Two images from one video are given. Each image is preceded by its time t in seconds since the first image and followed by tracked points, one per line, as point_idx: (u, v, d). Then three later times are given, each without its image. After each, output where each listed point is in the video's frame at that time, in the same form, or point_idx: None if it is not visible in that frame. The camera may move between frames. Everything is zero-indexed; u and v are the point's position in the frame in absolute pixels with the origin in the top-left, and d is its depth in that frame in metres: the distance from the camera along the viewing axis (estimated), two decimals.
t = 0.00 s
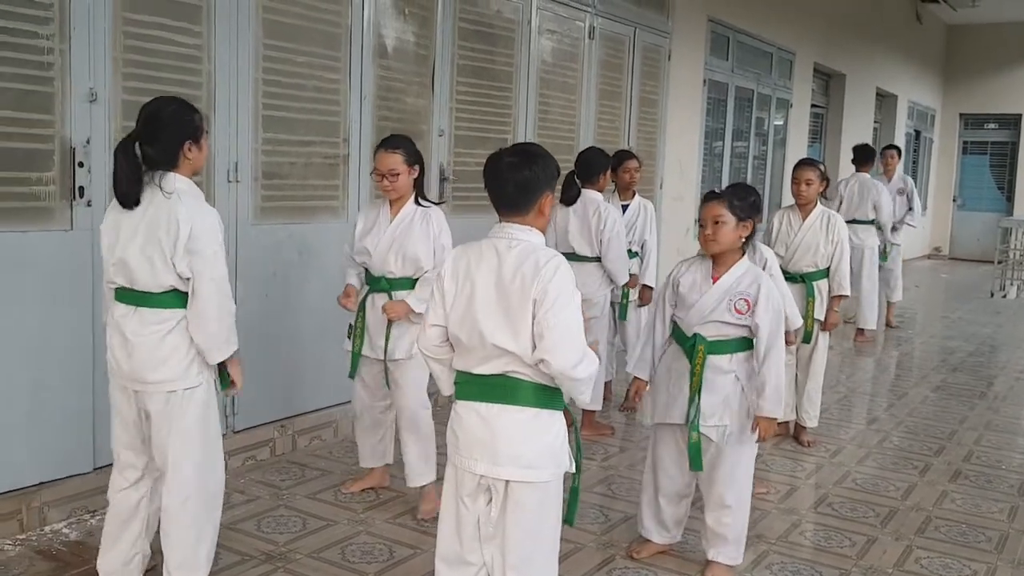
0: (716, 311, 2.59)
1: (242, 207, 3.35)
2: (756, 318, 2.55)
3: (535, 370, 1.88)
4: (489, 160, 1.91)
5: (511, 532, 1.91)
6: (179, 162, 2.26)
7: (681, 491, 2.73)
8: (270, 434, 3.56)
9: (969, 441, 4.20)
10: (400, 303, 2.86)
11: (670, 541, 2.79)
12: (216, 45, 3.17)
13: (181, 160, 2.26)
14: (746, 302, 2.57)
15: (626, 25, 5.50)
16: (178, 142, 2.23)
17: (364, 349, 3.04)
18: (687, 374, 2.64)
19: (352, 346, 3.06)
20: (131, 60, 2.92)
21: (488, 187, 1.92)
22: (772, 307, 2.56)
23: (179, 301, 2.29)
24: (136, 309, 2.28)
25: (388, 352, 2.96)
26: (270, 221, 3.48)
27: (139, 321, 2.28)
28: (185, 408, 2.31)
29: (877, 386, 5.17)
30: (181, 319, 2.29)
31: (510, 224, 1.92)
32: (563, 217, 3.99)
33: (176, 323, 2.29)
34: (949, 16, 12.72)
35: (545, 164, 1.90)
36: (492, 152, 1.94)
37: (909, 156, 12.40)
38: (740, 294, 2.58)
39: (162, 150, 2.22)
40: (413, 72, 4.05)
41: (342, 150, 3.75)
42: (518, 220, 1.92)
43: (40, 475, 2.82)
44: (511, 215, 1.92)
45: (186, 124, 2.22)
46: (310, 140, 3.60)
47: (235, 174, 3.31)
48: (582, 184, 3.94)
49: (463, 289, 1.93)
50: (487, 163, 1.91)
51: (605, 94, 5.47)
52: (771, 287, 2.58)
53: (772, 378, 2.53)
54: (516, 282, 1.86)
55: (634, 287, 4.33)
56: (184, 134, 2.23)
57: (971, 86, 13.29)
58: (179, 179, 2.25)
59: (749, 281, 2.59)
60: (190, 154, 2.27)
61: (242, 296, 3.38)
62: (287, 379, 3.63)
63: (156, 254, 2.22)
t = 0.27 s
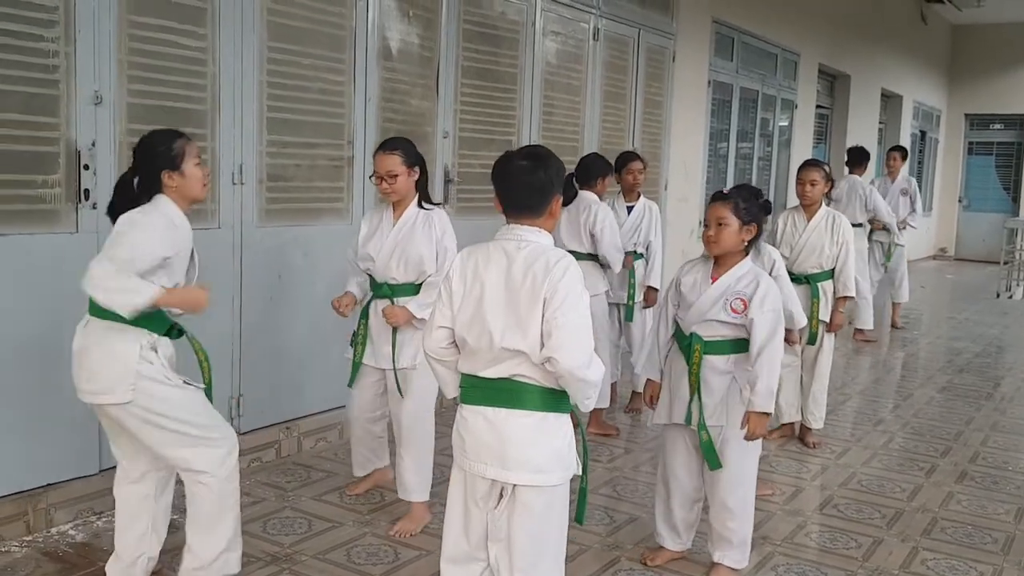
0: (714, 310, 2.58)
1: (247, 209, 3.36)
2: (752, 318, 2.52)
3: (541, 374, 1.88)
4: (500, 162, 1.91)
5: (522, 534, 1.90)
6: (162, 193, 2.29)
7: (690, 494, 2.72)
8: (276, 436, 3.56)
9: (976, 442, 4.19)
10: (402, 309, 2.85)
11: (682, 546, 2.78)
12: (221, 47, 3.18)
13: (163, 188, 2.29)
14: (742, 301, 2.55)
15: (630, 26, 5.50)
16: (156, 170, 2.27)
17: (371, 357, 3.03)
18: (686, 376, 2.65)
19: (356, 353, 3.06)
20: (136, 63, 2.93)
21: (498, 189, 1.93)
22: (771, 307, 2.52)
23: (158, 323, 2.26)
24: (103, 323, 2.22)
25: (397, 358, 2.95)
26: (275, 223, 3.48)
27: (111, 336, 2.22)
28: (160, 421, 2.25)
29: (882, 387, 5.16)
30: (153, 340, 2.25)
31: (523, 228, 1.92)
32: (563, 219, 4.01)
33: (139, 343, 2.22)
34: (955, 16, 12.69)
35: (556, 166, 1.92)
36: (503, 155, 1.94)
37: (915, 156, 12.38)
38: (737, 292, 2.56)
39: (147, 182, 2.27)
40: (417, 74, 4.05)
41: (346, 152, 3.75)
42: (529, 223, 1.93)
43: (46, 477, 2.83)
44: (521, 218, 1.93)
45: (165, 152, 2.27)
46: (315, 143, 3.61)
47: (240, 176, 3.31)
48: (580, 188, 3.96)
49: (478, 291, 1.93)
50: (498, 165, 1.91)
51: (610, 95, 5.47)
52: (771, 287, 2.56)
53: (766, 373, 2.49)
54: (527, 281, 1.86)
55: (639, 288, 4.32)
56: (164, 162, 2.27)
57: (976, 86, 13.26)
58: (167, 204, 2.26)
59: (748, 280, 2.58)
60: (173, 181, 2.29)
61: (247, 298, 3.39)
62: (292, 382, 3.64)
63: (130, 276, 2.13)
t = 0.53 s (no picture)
0: (706, 307, 2.57)
1: (249, 211, 3.36)
2: (743, 315, 2.52)
3: (538, 373, 1.88)
4: (506, 159, 1.91)
5: (521, 533, 1.90)
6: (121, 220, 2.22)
7: (692, 495, 2.72)
8: (280, 436, 3.56)
9: (980, 442, 4.18)
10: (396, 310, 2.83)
11: (686, 547, 2.78)
12: (223, 48, 3.18)
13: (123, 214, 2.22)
14: (735, 298, 2.55)
15: (633, 26, 5.50)
16: (116, 198, 2.20)
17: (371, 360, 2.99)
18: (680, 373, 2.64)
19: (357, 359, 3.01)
20: (139, 64, 2.93)
21: (505, 187, 1.93)
22: (761, 304, 2.52)
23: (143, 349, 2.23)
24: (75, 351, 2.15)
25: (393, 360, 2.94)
26: (278, 223, 3.48)
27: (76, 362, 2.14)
28: (94, 454, 2.10)
29: (886, 387, 5.15)
30: (133, 367, 2.19)
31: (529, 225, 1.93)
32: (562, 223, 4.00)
33: (120, 370, 2.16)
34: (958, 15, 12.66)
35: (562, 165, 1.95)
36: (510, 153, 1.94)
37: (918, 156, 12.36)
38: (730, 290, 2.55)
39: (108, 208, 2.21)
40: (420, 74, 4.05)
41: (349, 153, 3.76)
42: (535, 222, 1.94)
43: (50, 478, 2.83)
44: (527, 216, 1.93)
45: (123, 179, 2.19)
46: (318, 143, 3.61)
47: (242, 177, 3.31)
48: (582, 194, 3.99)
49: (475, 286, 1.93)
50: (507, 162, 1.92)
51: (613, 95, 5.47)
52: (763, 283, 2.55)
53: (749, 367, 2.48)
54: (527, 278, 1.86)
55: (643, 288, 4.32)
56: (125, 189, 2.20)
57: (980, 85, 13.23)
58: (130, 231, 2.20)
59: (741, 277, 2.56)
60: (134, 207, 2.22)
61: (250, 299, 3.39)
62: (295, 382, 3.64)
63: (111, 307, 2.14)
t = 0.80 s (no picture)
0: (704, 305, 2.57)
1: (252, 210, 3.36)
2: (742, 313, 2.52)
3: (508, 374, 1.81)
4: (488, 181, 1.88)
5: (479, 539, 1.82)
6: (74, 220, 2.13)
7: (691, 493, 2.72)
8: (281, 435, 3.56)
9: (983, 442, 4.17)
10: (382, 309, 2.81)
11: (686, 546, 2.78)
12: (225, 47, 3.18)
13: (78, 217, 2.13)
14: (732, 295, 2.55)
15: (635, 25, 5.50)
16: (70, 198, 2.11)
17: (354, 359, 2.99)
18: (678, 370, 2.64)
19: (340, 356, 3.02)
20: (141, 63, 2.93)
21: (485, 210, 1.89)
22: (759, 300, 2.52)
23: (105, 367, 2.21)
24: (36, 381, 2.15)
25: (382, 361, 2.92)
26: (281, 223, 3.49)
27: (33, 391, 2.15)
28: (39, 474, 2.11)
29: (889, 386, 5.14)
30: (96, 384, 2.18)
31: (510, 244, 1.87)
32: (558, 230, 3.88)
33: (78, 390, 2.15)
34: (961, 15, 12.64)
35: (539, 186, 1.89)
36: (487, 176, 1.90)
37: (921, 156, 12.35)
38: (727, 287, 2.55)
39: (60, 208, 2.11)
40: (421, 74, 4.05)
41: (351, 152, 3.76)
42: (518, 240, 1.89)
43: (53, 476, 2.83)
44: (505, 235, 1.88)
45: (81, 179, 2.11)
46: (320, 143, 3.62)
47: (245, 176, 3.32)
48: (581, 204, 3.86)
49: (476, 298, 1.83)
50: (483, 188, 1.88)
51: (615, 95, 5.47)
52: (759, 280, 2.55)
53: (756, 369, 2.48)
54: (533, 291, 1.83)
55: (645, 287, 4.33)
56: (80, 188, 2.11)
57: (982, 85, 13.22)
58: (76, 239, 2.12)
59: (736, 274, 2.57)
60: (89, 209, 2.13)
61: (252, 298, 3.39)
62: (297, 382, 3.64)
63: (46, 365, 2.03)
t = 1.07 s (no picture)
0: (703, 303, 2.57)
1: (253, 209, 3.36)
2: (740, 310, 2.52)
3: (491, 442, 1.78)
4: (466, 226, 1.84)
5: None
6: (49, 213, 2.13)
7: (692, 492, 2.72)
8: (282, 433, 3.56)
9: (983, 441, 4.18)
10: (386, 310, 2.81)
11: (687, 544, 2.78)
12: (226, 45, 3.18)
13: (53, 212, 2.13)
14: (731, 293, 2.54)
15: (636, 23, 5.50)
16: (46, 194, 2.10)
17: (353, 359, 2.99)
18: (679, 369, 2.63)
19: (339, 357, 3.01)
20: (142, 61, 2.93)
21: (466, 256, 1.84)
22: (757, 298, 2.52)
23: (101, 361, 2.21)
24: (34, 378, 2.14)
25: (382, 361, 2.92)
26: (281, 221, 3.49)
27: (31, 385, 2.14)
28: (34, 469, 2.11)
29: (890, 385, 5.14)
30: (93, 378, 2.19)
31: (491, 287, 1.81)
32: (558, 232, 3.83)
33: (74, 387, 2.16)
34: (963, 13, 12.63)
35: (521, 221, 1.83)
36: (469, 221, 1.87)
37: (922, 154, 12.35)
38: (726, 285, 2.55)
39: (34, 201, 2.11)
40: (423, 72, 4.05)
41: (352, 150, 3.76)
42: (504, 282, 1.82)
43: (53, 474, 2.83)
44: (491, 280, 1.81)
45: (57, 174, 2.09)
46: (322, 141, 3.62)
47: (246, 174, 3.31)
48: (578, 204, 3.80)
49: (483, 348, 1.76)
50: (461, 236, 1.84)
51: (616, 93, 5.47)
52: (757, 278, 2.55)
53: (756, 367, 2.49)
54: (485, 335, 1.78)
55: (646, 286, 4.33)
56: (55, 182, 2.09)
57: (983, 84, 13.21)
58: (48, 236, 2.13)
59: (735, 273, 2.57)
60: (65, 205, 2.12)
61: (252, 296, 3.39)
62: (298, 380, 3.64)
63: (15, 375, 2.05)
